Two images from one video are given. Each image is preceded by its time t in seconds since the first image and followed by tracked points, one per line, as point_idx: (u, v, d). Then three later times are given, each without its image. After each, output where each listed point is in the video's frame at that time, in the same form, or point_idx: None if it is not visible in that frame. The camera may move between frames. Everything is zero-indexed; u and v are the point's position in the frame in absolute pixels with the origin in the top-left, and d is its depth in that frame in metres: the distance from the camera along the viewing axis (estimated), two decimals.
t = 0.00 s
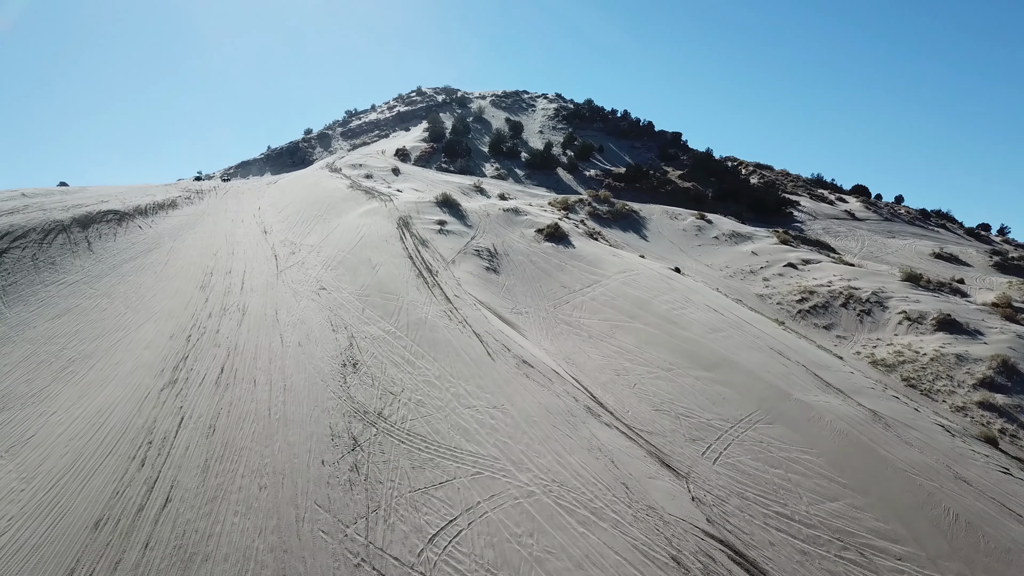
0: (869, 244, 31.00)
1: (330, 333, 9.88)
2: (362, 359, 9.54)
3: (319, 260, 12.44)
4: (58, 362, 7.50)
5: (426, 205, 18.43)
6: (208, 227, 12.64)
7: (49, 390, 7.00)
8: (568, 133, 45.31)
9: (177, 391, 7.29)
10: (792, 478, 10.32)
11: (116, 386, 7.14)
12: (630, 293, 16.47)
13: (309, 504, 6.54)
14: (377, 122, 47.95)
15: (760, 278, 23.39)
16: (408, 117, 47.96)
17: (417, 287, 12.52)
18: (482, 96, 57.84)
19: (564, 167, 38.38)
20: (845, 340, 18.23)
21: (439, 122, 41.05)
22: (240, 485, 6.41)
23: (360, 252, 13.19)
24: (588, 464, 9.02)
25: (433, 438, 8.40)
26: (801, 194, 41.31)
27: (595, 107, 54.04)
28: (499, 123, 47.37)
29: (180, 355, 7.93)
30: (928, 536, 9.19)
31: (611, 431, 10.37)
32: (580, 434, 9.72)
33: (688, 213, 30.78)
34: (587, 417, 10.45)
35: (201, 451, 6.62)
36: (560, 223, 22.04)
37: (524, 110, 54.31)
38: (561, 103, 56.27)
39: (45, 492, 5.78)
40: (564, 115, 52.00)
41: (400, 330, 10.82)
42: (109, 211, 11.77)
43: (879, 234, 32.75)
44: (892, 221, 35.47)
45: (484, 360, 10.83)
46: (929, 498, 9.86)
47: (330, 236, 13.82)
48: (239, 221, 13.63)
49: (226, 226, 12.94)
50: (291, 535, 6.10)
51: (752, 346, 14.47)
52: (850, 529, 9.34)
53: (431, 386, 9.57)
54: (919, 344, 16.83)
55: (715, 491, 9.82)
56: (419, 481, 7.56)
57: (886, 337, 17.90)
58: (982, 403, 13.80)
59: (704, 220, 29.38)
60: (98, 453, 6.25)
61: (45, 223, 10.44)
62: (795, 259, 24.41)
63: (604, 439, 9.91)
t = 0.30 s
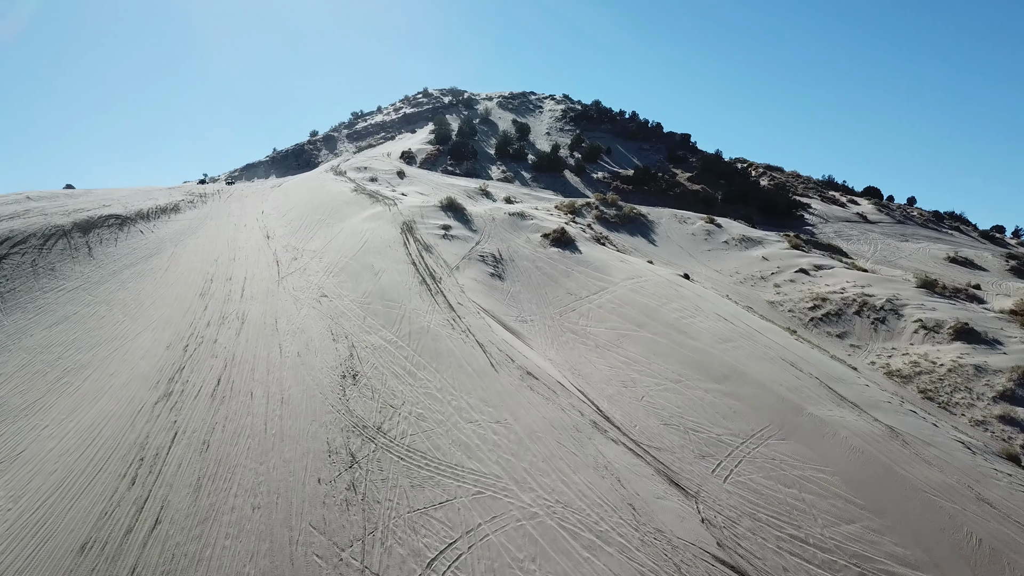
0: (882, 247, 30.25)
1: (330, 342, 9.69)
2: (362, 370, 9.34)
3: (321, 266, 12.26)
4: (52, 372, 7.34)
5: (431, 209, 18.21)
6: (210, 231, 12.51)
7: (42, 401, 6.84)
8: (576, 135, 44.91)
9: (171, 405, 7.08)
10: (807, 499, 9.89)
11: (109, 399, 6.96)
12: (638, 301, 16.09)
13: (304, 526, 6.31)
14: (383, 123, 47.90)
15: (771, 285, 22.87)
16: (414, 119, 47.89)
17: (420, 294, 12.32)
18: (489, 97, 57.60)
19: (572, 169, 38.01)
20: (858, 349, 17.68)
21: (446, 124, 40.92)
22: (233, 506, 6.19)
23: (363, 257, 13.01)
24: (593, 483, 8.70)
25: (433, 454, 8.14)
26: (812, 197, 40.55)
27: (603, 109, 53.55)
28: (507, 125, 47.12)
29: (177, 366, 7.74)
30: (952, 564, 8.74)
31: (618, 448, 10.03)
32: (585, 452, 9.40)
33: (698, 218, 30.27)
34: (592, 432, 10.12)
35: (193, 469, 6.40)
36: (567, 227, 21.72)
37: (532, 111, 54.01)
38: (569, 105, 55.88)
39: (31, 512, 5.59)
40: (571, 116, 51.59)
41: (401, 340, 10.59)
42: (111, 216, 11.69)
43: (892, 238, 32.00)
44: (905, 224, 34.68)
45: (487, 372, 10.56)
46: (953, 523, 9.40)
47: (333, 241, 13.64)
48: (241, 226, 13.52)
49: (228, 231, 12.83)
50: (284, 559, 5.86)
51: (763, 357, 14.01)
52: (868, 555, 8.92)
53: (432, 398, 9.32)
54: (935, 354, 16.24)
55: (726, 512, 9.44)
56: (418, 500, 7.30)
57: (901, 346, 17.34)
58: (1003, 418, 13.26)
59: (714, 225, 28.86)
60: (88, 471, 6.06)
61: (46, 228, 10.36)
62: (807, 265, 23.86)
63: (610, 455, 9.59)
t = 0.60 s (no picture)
0: (897, 251, 29.44)
1: (332, 351, 9.49)
2: (364, 381, 9.13)
3: (324, 273, 12.10)
4: (49, 383, 7.20)
5: (437, 214, 18.01)
6: (213, 236, 12.45)
7: (36, 413, 6.69)
8: (585, 136, 44.52)
9: (167, 418, 6.91)
10: (825, 521, 9.45)
11: (104, 412, 6.80)
12: (647, 309, 15.71)
13: (298, 549, 6.07)
14: (391, 125, 47.92)
15: (783, 291, 22.31)
16: (422, 121, 47.85)
17: (425, 301, 12.12)
18: (497, 99, 57.39)
19: (580, 172, 37.64)
20: (875, 358, 17.11)
21: (453, 126, 40.81)
22: (226, 527, 5.97)
23: (367, 263, 12.84)
24: (600, 504, 8.38)
25: (434, 472, 7.88)
26: (825, 199, 39.68)
27: (613, 110, 53.03)
28: (515, 126, 46.86)
29: (174, 378, 7.57)
30: None
31: (626, 465, 9.68)
32: (593, 470, 9.07)
33: (709, 221, 29.71)
34: (600, 448, 9.79)
35: (187, 487, 6.21)
36: (575, 231, 21.39)
37: (540, 113, 53.69)
38: (578, 106, 55.46)
39: (18, 533, 5.41)
40: (580, 118, 51.15)
41: (404, 350, 10.37)
42: (115, 221, 11.65)
43: (907, 241, 31.13)
44: (921, 227, 33.80)
45: (491, 384, 10.27)
46: (979, 549, 8.92)
47: (337, 247, 13.49)
48: (244, 231, 13.43)
49: (231, 236, 12.73)
50: None
51: (777, 368, 13.55)
52: None
53: (434, 412, 9.07)
54: (955, 364, 15.63)
55: (739, 534, 9.05)
56: (418, 521, 7.03)
57: (919, 356, 16.75)
58: None
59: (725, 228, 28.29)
60: (78, 490, 5.88)
61: (49, 233, 10.32)
62: (821, 270, 23.24)
63: (618, 473, 9.25)
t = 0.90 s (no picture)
0: (913, 255, 28.62)
1: (333, 362, 9.30)
2: (365, 393, 8.92)
3: (328, 279, 11.96)
4: (44, 394, 7.06)
5: (443, 218, 17.79)
6: (217, 242, 12.39)
7: (29, 426, 6.54)
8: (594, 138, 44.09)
9: (162, 433, 6.73)
10: (844, 547, 9.01)
11: (99, 425, 6.64)
12: (657, 317, 15.32)
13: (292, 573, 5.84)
14: (399, 127, 47.88)
15: (797, 298, 21.73)
16: (429, 123, 47.79)
17: (429, 309, 11.91)
18: (506, 101, 57.11)
19: (590, 174, 37.24)
20: (892, 369, 16.51)
21: (461, 128, 40.68)
22: (218, 550, 5.76)
23: (371, 269, 12.69)
24: (608, 526, 8.06)
25: (436, 490, 7.62)
26: (839, 202, 38.81)
27: (622, 111, 52.48)
28: (523, 128, 46.57)
29: (171, 390, 7.41)
30: None
31: (635, 484, 9.32)
32: (600, 489, 8.75)
33: (720, 225, 29.15)
34: (608, 465, 9.46)
35: (180, 507, 6.01)
36: (583, 236, 21.05)
37: (549, 114, 53.33)
38: (588, 107, 54.99)
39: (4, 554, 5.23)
40: (590, 119, 50.69)
41: (407, 360, 10.14)
42: (118, 226, 11.62)
43: (923, 244, 30.25)
44: (936, 229, 32.90)
45: (496, 397, 9.99)
46: None
47: (341, 253, 13.34)
48: (248, 236, 13.37)
49: (234, 242, 12.68)
50: None
51: (792, 381, 13.07)
52: None
53: (437, 426, 8.82)
54: (976, 376, 15.01)
55: (752, 558, 8.67)
56: (418, 544, 6.78)
57: (938, 366, 16.14)
58: None
59: (737, 232, 27.72)
60: (68, 510, 5.70)
61: (52, 238, 10.32)
62: (836, 276, 22.62)
63: (626, 493, 8.92)
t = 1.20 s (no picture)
0: (930, 258, 27.79)
1: (335, 372, 9.11)
2: (367, 405, 8.70)
3: (332, 285, 11.83)
4: (41, 406, 6.93)
5: (449, 222, 17.57)
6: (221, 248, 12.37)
7: (23, 440, 6.40)
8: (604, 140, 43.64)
9: (157, 448, 6.55)
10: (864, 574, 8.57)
11: (93, 439, 6.49)
12: (667, 326, 14.93)
13: None
14: (408, 129, 47.85)
15: (811, 305, 21.15)
16: (438, 125, 47.72)
17: (434, 317, 11.73)
18: (515, 102, 56.88)
19: (599, 176, 36.80)
20: (910, 379, 15.91)
21: (470, 131, 40.56)
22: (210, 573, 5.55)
23: (376, 276, 12.55)
24: (615, 549, 7.74)
25: (437, 510, 7.36)
26: (853, 203, 37.93)
27: (633, 112, 51.90)
28: (532, 130, 46.26)
29: (168, 402, 7.25)
30: None
31: (643, 504, 8.97)
32: (607, 509, 8.42)
33: (732, 229, 28.56)
34: (616, 484, 9.12)
35: (173, 527, 5.83)
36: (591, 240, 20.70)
37: (559, 116, 52.95)
38: (597, 108, 54.51)
39: None
40: (600, 121, 50.21)
41: (410, 371, 9.91)
42: (122, 231, 11.61)
43: (939, 247, 29.35)
44: (953, 231, 31.98)
45: (500, 410, 9.71)
46: None
47: (345, 259, 13.23)
48: (253, 242, 13.35)
49: (239, 248, 12.66)
50: None
51: (808, 394, 12.59)
52: None
53: (439, 441, 8.57)
54: (999, 388, 14.38)
55: None
56: (418, 568, 6.51)
57: (959, 377, 15.52)
58: None
59: (749, 236, 27.12)
60: (57, 529, 5.54)
61: (55, 243, 10.32)
62: (851, 282, 21.98)
63: (634, 514, 8.59)
